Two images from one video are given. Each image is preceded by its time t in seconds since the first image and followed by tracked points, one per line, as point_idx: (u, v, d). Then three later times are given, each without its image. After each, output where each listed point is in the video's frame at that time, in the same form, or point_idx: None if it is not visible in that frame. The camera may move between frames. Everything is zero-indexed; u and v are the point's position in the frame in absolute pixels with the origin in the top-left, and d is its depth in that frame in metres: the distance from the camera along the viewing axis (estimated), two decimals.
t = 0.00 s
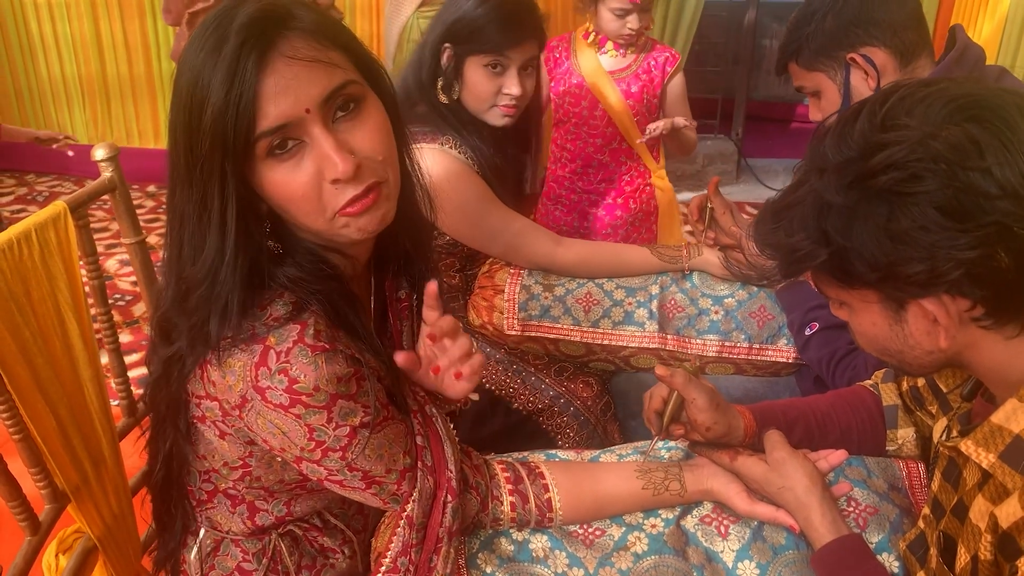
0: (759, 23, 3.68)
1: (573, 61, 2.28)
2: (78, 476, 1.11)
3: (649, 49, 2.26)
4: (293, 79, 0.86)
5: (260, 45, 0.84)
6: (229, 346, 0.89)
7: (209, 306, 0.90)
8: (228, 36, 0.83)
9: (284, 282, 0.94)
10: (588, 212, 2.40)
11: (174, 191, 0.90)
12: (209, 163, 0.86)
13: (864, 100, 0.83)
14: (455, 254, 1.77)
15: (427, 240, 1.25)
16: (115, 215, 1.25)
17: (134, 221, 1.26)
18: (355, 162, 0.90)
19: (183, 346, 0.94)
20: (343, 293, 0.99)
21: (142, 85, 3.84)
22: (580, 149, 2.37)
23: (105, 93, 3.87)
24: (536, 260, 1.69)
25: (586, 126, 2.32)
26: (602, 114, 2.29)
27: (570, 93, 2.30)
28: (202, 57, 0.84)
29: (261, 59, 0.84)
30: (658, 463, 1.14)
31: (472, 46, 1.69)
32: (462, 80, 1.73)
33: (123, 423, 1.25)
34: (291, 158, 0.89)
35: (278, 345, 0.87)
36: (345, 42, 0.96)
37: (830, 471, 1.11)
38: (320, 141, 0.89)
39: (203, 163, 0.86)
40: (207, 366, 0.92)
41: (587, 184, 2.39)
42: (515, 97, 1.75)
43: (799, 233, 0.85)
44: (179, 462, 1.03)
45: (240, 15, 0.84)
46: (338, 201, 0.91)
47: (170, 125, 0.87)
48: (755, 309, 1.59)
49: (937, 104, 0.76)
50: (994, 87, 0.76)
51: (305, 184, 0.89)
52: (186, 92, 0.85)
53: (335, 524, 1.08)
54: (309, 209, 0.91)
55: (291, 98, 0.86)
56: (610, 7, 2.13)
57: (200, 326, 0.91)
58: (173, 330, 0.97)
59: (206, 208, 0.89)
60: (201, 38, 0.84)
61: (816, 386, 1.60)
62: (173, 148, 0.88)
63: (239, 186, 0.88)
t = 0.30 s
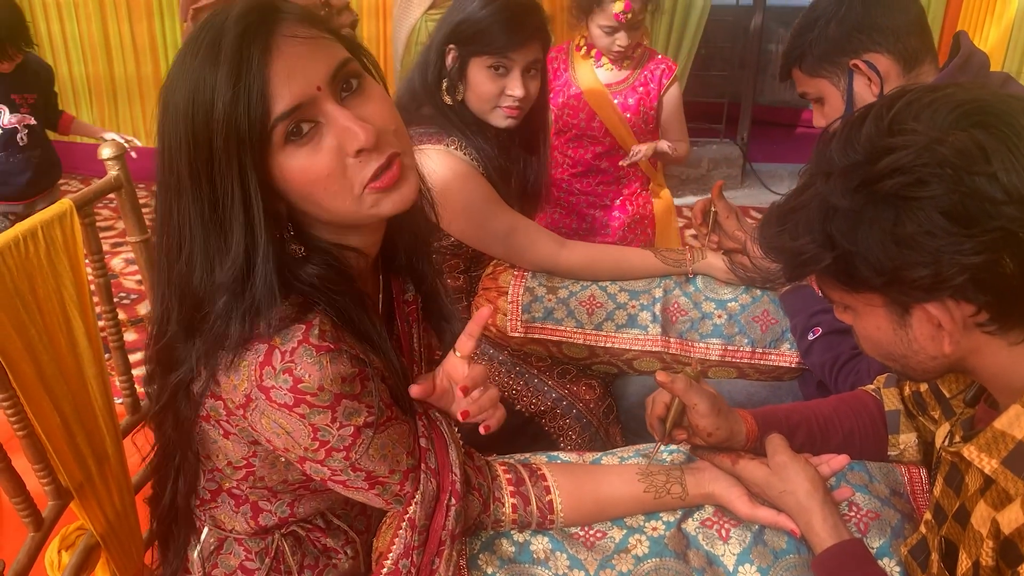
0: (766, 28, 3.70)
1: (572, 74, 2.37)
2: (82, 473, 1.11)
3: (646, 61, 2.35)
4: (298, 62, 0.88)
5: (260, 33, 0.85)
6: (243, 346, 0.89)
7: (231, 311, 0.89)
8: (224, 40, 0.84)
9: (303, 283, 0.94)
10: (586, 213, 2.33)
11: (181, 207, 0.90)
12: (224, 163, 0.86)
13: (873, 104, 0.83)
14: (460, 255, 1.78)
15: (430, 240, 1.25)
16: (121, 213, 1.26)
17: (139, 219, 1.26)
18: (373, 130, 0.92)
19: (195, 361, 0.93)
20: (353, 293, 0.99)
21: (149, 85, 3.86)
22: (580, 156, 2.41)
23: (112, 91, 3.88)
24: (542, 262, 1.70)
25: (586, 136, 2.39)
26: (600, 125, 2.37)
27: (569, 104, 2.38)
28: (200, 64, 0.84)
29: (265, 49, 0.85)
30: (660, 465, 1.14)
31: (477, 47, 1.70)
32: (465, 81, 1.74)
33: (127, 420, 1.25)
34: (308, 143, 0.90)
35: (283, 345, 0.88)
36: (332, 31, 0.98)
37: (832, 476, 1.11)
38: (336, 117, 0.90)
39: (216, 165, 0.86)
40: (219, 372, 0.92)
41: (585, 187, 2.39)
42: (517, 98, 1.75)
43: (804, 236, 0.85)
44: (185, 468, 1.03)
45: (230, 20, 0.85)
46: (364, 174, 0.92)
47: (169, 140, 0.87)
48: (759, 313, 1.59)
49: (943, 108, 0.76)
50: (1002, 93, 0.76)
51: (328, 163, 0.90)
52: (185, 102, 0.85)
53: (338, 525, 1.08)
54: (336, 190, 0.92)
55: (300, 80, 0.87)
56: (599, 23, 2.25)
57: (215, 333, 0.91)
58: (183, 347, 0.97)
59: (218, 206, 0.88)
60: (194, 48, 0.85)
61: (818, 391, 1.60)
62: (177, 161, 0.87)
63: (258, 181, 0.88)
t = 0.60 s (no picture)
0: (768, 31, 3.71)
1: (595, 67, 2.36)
2: (89, 472, 1.12)
3: (669, 56, 2.32)
4: (304, 88, 0.87)
5: (270, 53, 0.85)
6: (241, 347, 0.90)
7: (220, 309, 0.91)
8: (240, 44, 0.84)
9: (293, 286, 0.94)
10: (603, 215, 2.42)
11: (185, 195, 0.92)
12: (216, 169, 0.87)
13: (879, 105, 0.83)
14: (465, 256, 1.79)
15: (438, 242, 1.26)
16: (129, 213, 1.26)
17: (147, 218, 1.27)
18: (367, 170, 0.90)
19: (192, 347, 0.95)
20: (353, 297, 0.99)
21: (152, 86, 3.86)
22: (599, 152, 2.44)
23: (117, 93, 3.89)
24: (545, 264, 1.69)
25: (605, 130, 2.40)
26: (621, 121, 2.36)
27: (591, 97, 2.38)
28: (214, 63, 0.85)
29: (273, 67, 0.85)
30: (666, 466, 1.15)
31: (481, 49, 1.71)
32: (469, 82, 1.74)
33: (134, 419, 1.26)
34: (302, 167, 0.89)
35: (288, 349, 0.87)
36: (359, 49, 0.96)
37: (836, 477, 1.11)
38: (333, 149, 0.89)
39: (212, 169, 0.87)
40: (220, 366, 0.92)
41: (602, 188, 2.40)
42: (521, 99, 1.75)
43: (809, 238, 0.86)
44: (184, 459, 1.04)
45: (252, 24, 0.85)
46: (355, 209, 0.91)
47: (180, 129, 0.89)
48: (763, 314, 1.59)
49: (948, 111, 0.77)
50: (1007, 96, 0.77)
51: (318, 191, 0.89)
52: (197, 95, 0.86)
53: (343, 524, 1.09)
54: (323, 217, 0.91)
55: (302, 108, 0.87)
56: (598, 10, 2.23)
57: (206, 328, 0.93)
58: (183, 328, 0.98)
59: (213, 210, 0.90)
60: (214, 42, 0.86)
61: (822, 392, 1.60)
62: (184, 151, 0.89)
63: (249, 191, 0.89)
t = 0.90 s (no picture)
0: (762, 35, 3.74)
1: (602, 79, 2.39)
2: (95, 482, 1.12)
3: (674, 65, 2.34)
4: (318, 99, 0.87)
5: (287, 62, 0.85)
6: (250, 363, 0.90)
7: (232, 320, 0.91)
8: (255, 52, 0.85)
9: (303, 297, 0.95)
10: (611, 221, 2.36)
11: (196, 205, 0.91)
12: (231, 178, 0.87)
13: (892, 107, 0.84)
14: (466, 261, 1.79)
15: (450, 248, 1.26)
16: (132, 223, 1.26)
17: (150, 228, 1.26)
18: (378, 184, 0.90)
19: (203, 357, 0.95)
20: (361, 308, 0.99)
21: (147, 93, 3.85)
22: (609, 161, 2.48)
23: (111, 102, 3.89)
24: (546, 269, 1.69)
25: (614, 140, 2.44)
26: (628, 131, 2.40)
27: (598, 108, 2.41)
28: (229, 71, 0.85)
29: (288, 77, 0.85)
30: (670, 471, 1.15)
31: (483, 56, 1.71)
32: (471, 90, 1.74)
33: (138, 429, 1.25)
34: (312, 178, 0.89)
35: (299, 365, 0.88)
36: (373, 64, 0.97)
37: (842, 482, 1.11)
38: (344, 162, 0.89)
39: (226, 178, 0.87)
40: (229, 383, 0.92)
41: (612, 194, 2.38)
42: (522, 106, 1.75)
43: (824, 238, 0.86)
44: (196, 472, 1.04)
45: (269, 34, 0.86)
46: (362, 223, 0.91)
47: (193, 137, 0.89)
48: (764, 318, 1.60)
49: (962, 113, 0.77)
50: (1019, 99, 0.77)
51: (326, 204, 0.89)
52: (211, 104, 0.86)
53: (353, 534, 1.09)
54: (332, 229, 0.91)
55: (315, 118, 0.87)
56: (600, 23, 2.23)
57: (219, 338, 0.92)
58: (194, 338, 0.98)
59: (232, 221, 0.89)
60: (229, 50, 0.86)
61: (823, 396, 1.58)
62: (197, 159, 0.89)
63: (261, 201, 0.89)
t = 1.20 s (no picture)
0: (744, 39, 3.78)
1: (570, 85, 2.39)
2: (92, 498, 1.10)
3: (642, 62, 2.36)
4: (322, 106, 0.86)
5: (292, 69, 0.85)
6: (255, 377, 0.89)
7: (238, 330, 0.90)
8: (260, 60, 0.84)
9: (307, 308, 0.94)
10: (596, 227, 2.41)
11: (198, 214, 0.90)
12: (235, 186, 0.86)
13: (912, 108, 0.84)
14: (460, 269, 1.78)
15: (452, 256, 1.25)
16: (127, 235, 1.24)
17: (145, 240, 1.24)
18: (382, 190, 0.90)
19: (206, 369, 0.94)
20: (364, 318, 0.98)
21: (129, 103, 3.81)
22: (587, 166, 2.46)
23: (92, 113, 3.86)
24: (544, 275, 1.69)
25: (588, 144, 2.43)
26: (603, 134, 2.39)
27: (570, 114, 2.41)
28: (232, 78, 0.84)
29: (292, 84, 0.84)
30: (675, 477, 1.14)
31: (476, 64, 1.71)
32: (465, 98, 1.74)
33: (135, 443, 1.24)
34: (316, 184, 0.89)
35: (306, 380, 0.87)
36: (376, 70, 0.96)
37: (847, 483, 1.11)
38: (348, 167, 0.89)
39: (230, 187, 0.86)
40: (233, 398, 0.91)
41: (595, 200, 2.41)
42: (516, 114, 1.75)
43: (846, 239, 0.86)
44: (199, 485, 1.02)
45: (273, 40, 0.85)
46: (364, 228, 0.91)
47: (195, 145, 0.88)
48: (759, 322, 1.61)
49: (985, 113, 0.78)
50: None
51: (330, 210, 0.88)
52: (214, 111, 0.85)
53: (356, 547, 1.07)
54: (335, 236, 0.90)
55: (319, 123, 0.86)
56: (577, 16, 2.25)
57: (224, 348, 0.91)
58: (197, 349, 0.96)
59: (236, 230, 0.88)
60: (232, 57, 0.85)
61: (820, 399, 1.57)
62: (200, 167, 0.88)
63: (266, 210, 0.88)
